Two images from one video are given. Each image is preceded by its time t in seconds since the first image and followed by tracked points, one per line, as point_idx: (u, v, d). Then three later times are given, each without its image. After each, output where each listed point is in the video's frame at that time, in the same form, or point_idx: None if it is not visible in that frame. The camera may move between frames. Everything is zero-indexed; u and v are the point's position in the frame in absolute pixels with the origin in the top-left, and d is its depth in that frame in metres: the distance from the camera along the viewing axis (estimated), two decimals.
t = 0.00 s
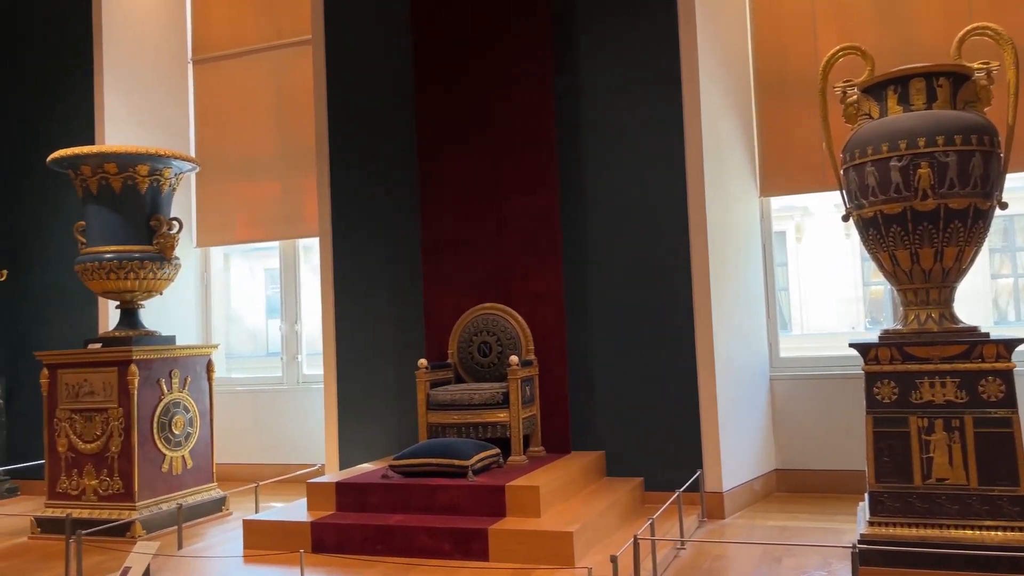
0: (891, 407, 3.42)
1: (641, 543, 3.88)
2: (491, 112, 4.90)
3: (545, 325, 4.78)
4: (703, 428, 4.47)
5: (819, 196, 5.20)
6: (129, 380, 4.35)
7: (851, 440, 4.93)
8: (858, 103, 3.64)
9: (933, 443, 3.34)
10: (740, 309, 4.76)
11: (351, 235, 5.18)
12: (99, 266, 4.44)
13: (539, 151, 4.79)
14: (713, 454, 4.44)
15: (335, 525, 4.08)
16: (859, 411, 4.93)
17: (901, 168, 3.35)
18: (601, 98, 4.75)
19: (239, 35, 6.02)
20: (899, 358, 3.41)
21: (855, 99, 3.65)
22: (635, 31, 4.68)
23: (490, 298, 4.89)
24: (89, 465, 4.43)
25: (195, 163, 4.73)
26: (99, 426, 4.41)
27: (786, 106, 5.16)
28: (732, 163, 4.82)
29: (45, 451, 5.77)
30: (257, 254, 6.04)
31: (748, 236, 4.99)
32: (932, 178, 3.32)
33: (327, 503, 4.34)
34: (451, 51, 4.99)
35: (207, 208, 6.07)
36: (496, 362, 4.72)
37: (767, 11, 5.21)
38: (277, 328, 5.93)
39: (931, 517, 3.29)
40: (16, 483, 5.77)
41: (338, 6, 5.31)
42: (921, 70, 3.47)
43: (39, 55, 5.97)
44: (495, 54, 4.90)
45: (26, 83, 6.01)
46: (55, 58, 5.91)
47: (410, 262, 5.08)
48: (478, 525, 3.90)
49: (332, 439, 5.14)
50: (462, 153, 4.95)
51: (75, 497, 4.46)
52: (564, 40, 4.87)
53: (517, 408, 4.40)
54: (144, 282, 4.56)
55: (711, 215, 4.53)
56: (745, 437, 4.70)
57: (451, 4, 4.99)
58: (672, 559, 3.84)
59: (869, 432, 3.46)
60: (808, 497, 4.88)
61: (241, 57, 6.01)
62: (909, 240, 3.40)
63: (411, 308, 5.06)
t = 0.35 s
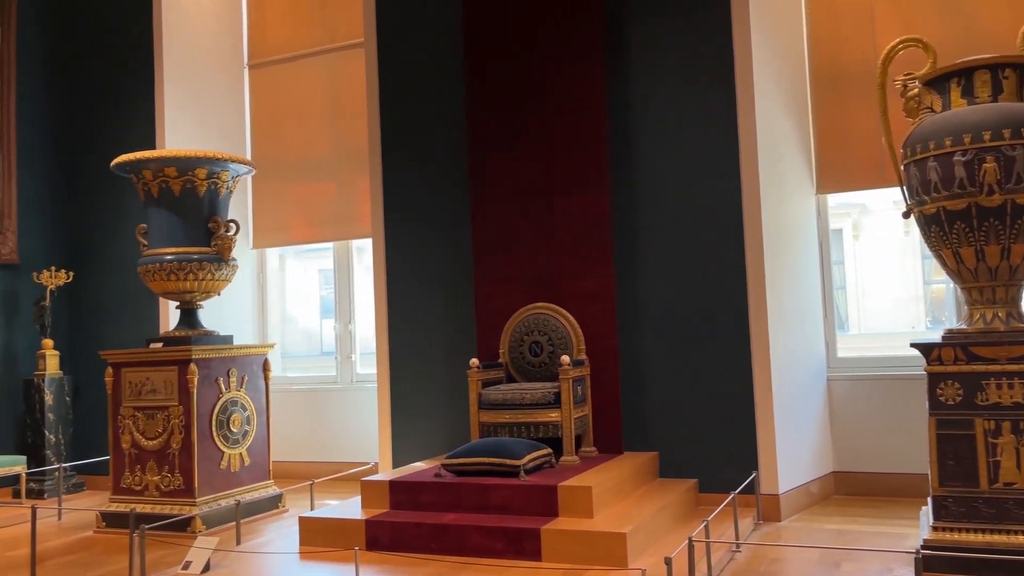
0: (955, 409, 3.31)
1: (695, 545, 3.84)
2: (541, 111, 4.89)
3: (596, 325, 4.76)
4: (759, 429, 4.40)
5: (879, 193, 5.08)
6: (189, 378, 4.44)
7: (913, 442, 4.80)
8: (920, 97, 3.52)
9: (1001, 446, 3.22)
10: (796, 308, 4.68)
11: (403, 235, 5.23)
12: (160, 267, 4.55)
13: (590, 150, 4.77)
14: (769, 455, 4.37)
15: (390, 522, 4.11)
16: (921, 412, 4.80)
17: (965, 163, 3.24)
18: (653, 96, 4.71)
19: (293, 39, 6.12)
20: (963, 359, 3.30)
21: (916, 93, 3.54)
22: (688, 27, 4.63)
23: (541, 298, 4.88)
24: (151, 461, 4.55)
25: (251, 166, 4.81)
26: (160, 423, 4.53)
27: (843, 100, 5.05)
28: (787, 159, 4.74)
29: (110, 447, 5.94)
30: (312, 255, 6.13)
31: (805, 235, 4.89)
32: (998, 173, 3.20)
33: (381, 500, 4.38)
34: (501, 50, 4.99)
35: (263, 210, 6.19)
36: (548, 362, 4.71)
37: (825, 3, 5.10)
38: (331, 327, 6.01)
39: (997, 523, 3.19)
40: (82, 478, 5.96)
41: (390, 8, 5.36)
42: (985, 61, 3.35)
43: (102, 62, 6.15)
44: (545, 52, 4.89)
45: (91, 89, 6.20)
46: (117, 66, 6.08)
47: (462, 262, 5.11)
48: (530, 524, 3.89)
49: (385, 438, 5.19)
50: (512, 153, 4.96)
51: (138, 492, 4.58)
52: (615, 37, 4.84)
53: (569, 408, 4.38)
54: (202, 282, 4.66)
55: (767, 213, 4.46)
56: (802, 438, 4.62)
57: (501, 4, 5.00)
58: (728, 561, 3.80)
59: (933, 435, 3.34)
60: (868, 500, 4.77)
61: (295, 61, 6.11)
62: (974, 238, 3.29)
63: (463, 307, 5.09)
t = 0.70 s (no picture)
0: None
1: (757, 548, 3.77)
2: (598, 111, 4.87)
3: (654, 326, 4.72)
4: (822, 432, 4.31)
5: (947, 190, 4.94)
6: (252, 379, 4.54)
7: (986, 447, 4.64)
8: (992, 90, 3.39)
9: None
10: (859, 307, 4.57)
11: (459, 237, 5.26)
12: (224, 270, 4.65)
13: (647, 150, 4.73)
14: (833, 458, 4.27)
15: (448, 522, 4.14)
16: (993, 415, 4.64)
17: None
18: (711, 94, 4.65)
19: (352, 45, 6.21)
20: None
21: (988, 85, 3.40)
22: (746, 23, 4.56)
23: (598, 299, 4.85)
24: (216, 459, 4.65)
25: (311, 170, 4.89)
26: (225, 423, 4.63)
27: (909, 94, 4.92)
28: (850, 156, 4.64)
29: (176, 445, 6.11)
30: (370, 257, 6.21)
31: (868, 233, 4.78)
32: None
33: (439, 500, 4.41)
34: (557, 51, 4.99)
35: (322, 213, 6.29)
36: (605, 363, 4.68)
37: None
38: (389, 328, 6.08)
39: None
40: (150, 475, 6.13)
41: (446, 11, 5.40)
42: None
43: (168, 72, 6.33)
44: (600, 53, 4.87)
45: (157, 98, 6.39)
46: (183, 75, 6.26)
47: (518, 263, 5.12)
48: (589, 526, 3.87)
49: (443, 438, 5.23)
50: (568, 153, 4.95)
51: (204, 490, 4.69)
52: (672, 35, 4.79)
53: (627, 409, 4.34)
54: (264, 285, 4.75)
55: (829, 211, 4.37)
56: (867, 441, 4.50)
57: (557, 5, 5.00)
58: (791, 567, 3.71)
59: (1006, 438, 3.16)
60: (937, 506, 4.63)
61: (353, 66, 6.20)
62: None
63: (520, 308, 5.10)
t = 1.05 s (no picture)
0: None
1: (828, 555, 3.67)
2: (659, 111, 4.83)
3: (718, 328, 4.65)
4: (895, 437, 4.19)
5: None
6: (318, 380, 4.62)
7: None
8: None
9: None
10: (933, 308, 4.43)
11: (520, 240, 5.28)
12: (291, 275, 4.75)
13: (709, 150, 4.67)
14: (906, 464, 4.15)
15: (511, 525, 4.14)
16: None
17: None
18: (775, 91, 4.57)
19: (413, 51, 6.29)
20: None
21: None
22: (811, 19, 4.47)
23: (661, 301, 4.80)
24: (284, 459, 4.75)
25: (374, 175, 4.96)
26: (292, 424, 4.72)
27: (985, 87, 4.76)
28: (922, 153, 4.50)
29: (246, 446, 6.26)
30: (435, 261, 6.29)
31: (942, 231, 4.63)
32: None
33: (502, 502, 4.42)
34: (617, 52, 4.97)
35: (384, 218, 6.38)
36: (668, 366, 4.63)
37: None
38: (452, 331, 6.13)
39: None
40: (221, 475, 6.29)
41: (506, 15, 5.42)
42: None
43: (236, 82, 6.50)
44: (661, 53, 4.83)
45: (226, 108, 6.57)
46: (250, 85, 6.42)
47: (579, 265, 5.11)
48: (653, 531, 3.83)
49: (506, 440, 5.24)
50: (629, 155, 4.92)
51: (272, 490, 4.79)
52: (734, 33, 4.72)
53: (691, 413, 4.28)
54: (330, 288, 4.80)
55: (900, 209, 4.25)
56: (943, 447, 4.36)
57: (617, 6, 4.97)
58: None
59: None
60: (1019, 514, 4.45)
61: (414, 72, 6.28)
62: None
63: (582, 311, 5.08)
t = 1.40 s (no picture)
0: None
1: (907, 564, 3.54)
2: (726, 111, 4.76)
3: (790, 330, 4.56)
4: (979, 443, 4.04)
5: None
6: (387, 384, 4.69)
7: None
8: None
9: None
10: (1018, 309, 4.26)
11: (586, 244, 5.27)
12: (360, 280, 4.82)
13: (779, 149, 4.59)
14: (991, 470, 4.00)
15: (579, 529, 4.13)
16: None
17: None
18: (847, 88, 4.46)
19: (477, 57, 6.34)
20: None
21: None
22: (885, 13, 4.36)
23: (730, 303, 4.73)
24: (355, 462, 4.83)
25: (440, 181, 5.00)
26: (362, 426, 4.80)
27: None
28: (1005, 147, 4.34)
29: (317, 447, 6.38)
30: (500, 265, 6.32)
31: None
32: None
33: (570, 507, 4.40)
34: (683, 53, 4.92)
35: (450, 223, 6.44)
36: (738, 369, 4.55)
37: None
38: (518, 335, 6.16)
39: None
40: (294, 476, 6.43)
41: (570, 20, 5.42)
42: None
43: (306, 93, 6.67)
44: (728, 52, 4.76)
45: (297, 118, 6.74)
46: (319, 95, 6.57)
47: (646, 268, 5.07)
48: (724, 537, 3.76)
49: (574, 444, 5.24)
50: (696, 156, 4.86)
51: (343, 491, 4.87)
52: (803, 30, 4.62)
53: (762, 417, 4.20)
54: (398, 293, 4.87)
55: (981, 206, 4.10)
56: None
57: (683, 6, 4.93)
58: None
59: None
60: None
61: (478, 78, 6.33)
62: None
63: (649, 314, 5.04)
